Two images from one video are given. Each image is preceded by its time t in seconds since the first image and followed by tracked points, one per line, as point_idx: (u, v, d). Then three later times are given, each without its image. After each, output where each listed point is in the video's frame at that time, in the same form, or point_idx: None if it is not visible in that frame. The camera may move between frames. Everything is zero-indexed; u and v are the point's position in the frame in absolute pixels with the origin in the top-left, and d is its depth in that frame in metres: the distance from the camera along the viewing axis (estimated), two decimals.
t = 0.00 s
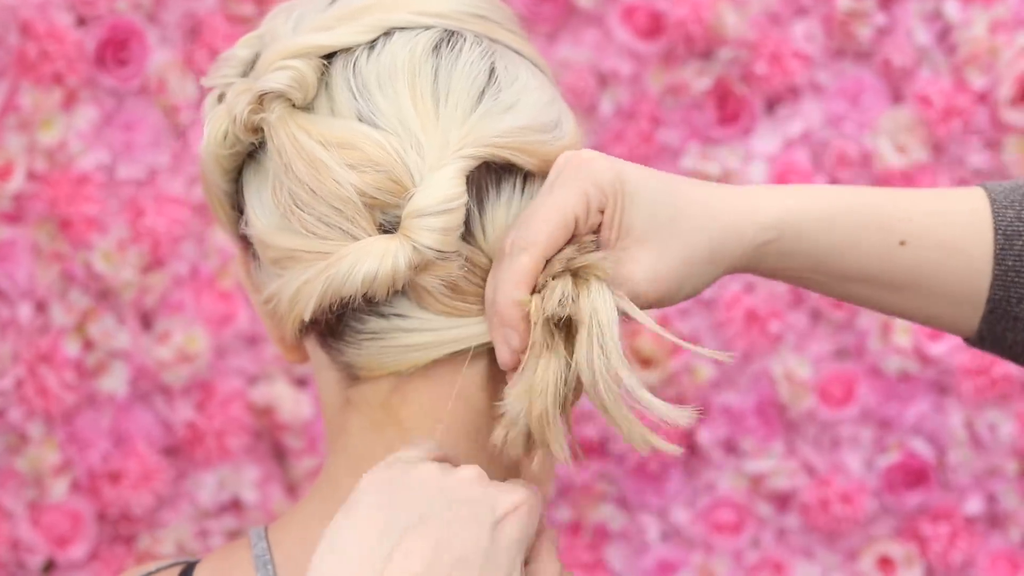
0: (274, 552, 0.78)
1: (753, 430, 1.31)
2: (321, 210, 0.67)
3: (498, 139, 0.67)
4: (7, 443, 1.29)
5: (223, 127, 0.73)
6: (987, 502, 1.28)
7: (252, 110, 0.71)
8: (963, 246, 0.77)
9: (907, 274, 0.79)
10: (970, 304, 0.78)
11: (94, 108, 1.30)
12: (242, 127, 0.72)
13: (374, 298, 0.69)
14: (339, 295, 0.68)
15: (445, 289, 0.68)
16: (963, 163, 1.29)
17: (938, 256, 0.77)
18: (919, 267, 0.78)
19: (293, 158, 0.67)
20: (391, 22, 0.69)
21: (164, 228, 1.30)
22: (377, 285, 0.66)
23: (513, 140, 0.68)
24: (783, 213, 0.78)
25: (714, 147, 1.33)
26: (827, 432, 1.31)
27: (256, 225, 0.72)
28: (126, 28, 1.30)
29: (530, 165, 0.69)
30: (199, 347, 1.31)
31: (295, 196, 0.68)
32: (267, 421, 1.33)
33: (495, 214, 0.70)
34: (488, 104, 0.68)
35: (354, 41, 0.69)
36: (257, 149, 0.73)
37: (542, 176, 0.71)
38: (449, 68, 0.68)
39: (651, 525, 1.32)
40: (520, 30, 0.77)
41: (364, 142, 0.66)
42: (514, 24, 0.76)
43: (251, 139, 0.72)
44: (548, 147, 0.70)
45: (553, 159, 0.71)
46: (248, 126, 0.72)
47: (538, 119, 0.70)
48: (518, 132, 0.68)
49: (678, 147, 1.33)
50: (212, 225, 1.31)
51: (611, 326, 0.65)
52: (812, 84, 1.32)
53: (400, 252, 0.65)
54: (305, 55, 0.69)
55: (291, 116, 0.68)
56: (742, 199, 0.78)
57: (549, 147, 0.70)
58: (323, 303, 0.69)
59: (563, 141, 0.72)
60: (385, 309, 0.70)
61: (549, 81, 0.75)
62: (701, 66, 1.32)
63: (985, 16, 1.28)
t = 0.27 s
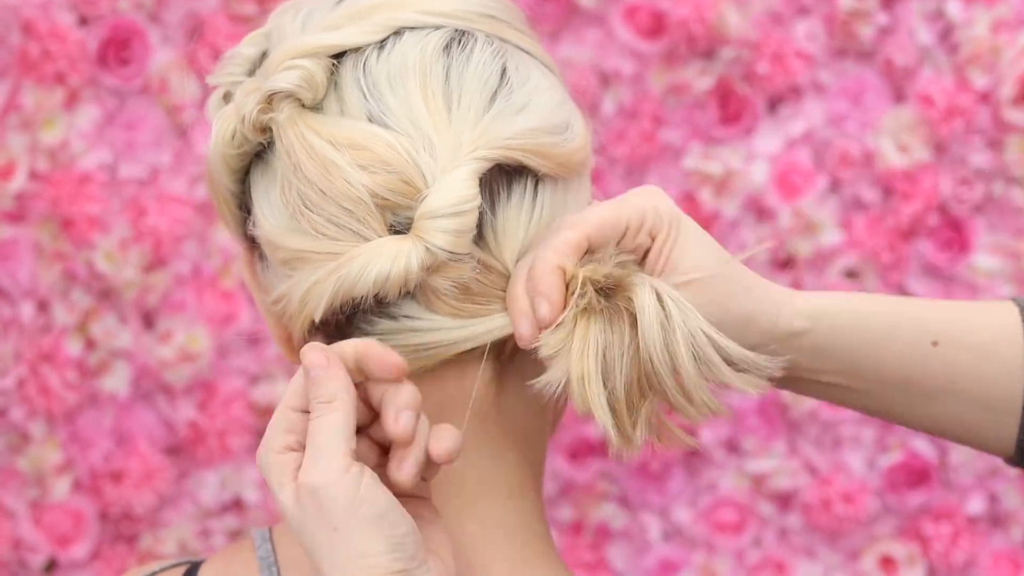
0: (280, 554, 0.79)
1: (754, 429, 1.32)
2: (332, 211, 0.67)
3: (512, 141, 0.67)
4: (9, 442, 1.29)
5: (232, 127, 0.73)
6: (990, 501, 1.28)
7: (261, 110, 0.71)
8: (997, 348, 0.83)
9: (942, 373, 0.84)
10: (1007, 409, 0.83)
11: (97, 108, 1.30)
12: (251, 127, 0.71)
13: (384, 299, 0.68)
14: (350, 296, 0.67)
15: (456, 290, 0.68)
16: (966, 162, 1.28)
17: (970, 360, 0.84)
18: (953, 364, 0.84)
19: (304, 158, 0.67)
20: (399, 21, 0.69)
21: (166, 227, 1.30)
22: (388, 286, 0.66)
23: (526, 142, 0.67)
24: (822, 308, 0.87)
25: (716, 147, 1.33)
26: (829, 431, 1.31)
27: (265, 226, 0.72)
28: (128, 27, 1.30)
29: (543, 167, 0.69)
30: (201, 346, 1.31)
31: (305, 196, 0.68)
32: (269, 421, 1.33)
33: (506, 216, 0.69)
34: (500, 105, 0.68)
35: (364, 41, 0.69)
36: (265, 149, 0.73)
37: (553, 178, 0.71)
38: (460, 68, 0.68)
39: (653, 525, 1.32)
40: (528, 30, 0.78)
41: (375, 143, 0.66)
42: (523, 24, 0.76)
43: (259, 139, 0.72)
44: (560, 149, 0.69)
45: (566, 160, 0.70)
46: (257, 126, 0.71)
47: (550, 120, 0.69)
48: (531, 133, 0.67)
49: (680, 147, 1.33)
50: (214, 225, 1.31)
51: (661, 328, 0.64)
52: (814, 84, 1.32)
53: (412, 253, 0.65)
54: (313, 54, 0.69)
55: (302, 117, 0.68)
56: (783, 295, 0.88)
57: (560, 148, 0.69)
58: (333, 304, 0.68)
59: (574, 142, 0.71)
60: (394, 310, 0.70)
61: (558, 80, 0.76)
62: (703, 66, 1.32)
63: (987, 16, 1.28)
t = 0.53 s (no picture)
0: (278, 555, 0.78)
1: (756, 429, 1.31)
2: (332, 213, 0.66)
3: (513, 141, 0.67)
4: (10, 442, 1.29)
5: (231, 128, 0.73)
6: (991, 501, 1.28)
7: (260, 111, 0.71)
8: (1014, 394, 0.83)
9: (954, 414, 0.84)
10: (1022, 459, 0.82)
11: (98, 107, 1.30)
12: (250, 129, 0.71)
13: (384, 301, 0.68)
14: (350, 298, 0.67)
15: (456, 289, 0.68)
16: (967, 162, 1.28)
17: (982, 399, 0.83)
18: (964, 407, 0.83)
19: (304, 160, 0.67)
20: (398, 21, 0.69)
21: (167, 227, 1.29)
22: (389, 287, 0.65)
23: (526, 142, 0.67)
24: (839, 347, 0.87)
25: (717, 146, 1.33)
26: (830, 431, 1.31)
27: (265, 228, 0.71)
28: (129, 27, 1.30)
29: (543, 168, 0.69)
30: (202, 346, 1.31)
31: (306, 198, 0.67)
32: (270, 421, 1.33)
33: (508, 216, 0.69)
34: (501, 106, 0.68)
35: (364, 41, 0.69)
36: (264, 150, 0.73)
37: (553, 178, 0.71)
38: (460, 69, 0.68)
39: (654, 525, 1.32)
40: (528, 31, 0.78)
41: (375, 144, 0.66)
42: (522, 23, 0.76)
43: (258, 140, 0.72)
44: (561, 150, 0.69)
45: (566, 161, 0.70)
46: (256, 128, 0.71)
47: (551, 121, 0.69)
48: (532, 134, 0.68)
49: (681, 147, 1.33)
50: (215, 225, 1.31)
51: (671, 349, 0.65)
52: (816, 84, 1.32)
53: (413, 253, 0.64)
54: (312, 54, 0.69)
55: (301, 118, 0.68)
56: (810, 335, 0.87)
57: (561, 148, 0.69)
58: (334, 306, 0.68)
59: (575, 143, 0.71)
60: (393, 312, 0.70)
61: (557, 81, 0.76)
62: (704, 66, 1.32)
63: (988, 15, 1.28)
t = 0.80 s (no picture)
0: (280, 556, 0.78)
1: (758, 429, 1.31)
2: (337, 213, 0.67)
3: (520, 144, 0.66)
4: (13, 442, 1.29)
5: (236, 127, 0.73)
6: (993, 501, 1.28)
7: (266, 110, 0.71)
8: None
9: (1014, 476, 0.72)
10: None
11: (100, 107, 1.30)
12: (256, 128, 0.71)
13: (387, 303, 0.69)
14: (353, 299, 0.67)
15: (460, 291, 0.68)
16: (969, 162, 1.28)
17: None
18: None
19: (309, 160, 0.67)
20: (405, 20, 0.69)
21: (169, 227, 1.29)
22: (392, 289, 0.66)
23: (533, 145, 0.67)
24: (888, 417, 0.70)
25: (718, 146, 1.33)
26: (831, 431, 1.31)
27: (269, 227, 0.71)
28: (132, 27, 1.30)
29: (551, 172, 0.68)
30: (203, 346, 1.31)
31: (310, 198, 0.67)
32: (272, 421, 1.33)
33: (513, 218, 0.69)
34: (508, 108, 0.68)
35: (371, 40, 0.69)
36: (269, 149, 0.73)
37: (560, 181, 0.70)
38: (468, 70, 0.68)
39: (656, 525, 1.32)
40: (538, 31, 0.77)
41: (381, 145, 0.65)
42: (532, 23, 0.76)
43: (264, 139, 0.72)
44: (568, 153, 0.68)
45: (573, 164, 0.69)
46: (262, 127, 0.71)
47: (559, 123, 0.69)
48: (539, 137, 0.67)
49: (683, 147, 1.33)
50: (218, 224, 1.31)
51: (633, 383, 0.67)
52: (817, 84, 1.32)
53: (417, 255, 0.65)
54: (318, 53, 0.69)
55: (307, 117, 0.68)
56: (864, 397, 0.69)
57: (569, 151, 0.69)
58: (337, 307, 0.68)
59: (582, 145, 0.71)
60: (396, 314, 0.70)
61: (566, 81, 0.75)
62: (706, 66, 1.32)
63: (990, 16, 1.28)
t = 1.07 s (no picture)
0: (277, 557, 0.78)
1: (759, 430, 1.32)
2: (323, 213, 0.67)
3: (511, 152, 0.66)
4: (14, 442, 1.29)
5: (232, 123, 0.74)
6: (994, 502, 1.28)
7: (261, 107, 0.72)
8: None
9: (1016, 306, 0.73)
10: None
11: (101, 108, 1.30)
12: (251, 124, 0.72)
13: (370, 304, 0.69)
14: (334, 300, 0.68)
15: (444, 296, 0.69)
16: (970, 163, 1.29)
17: None
18: None
19: (299, 158, 0.67)
20: (408, 22, 0.69)
21: (170, 227, 1.30)
22: (372, 291, 0.66)
23: (524, 152, 0.66)
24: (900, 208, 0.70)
25: (720, 147, 1.33)
26: (833, 432, 1.31)
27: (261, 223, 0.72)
28: (133, 28, 1.30)
29: (544, 179, 0.68)
30: (205, 347, 1.31)
31: (297, 197, 0.68)
32: (273, 421, 1.33)
33: (504, 225, 0.69)
34: (502, 114, 0.67)
35: (370, 42, 0.69)
36: (264, 146, 0.74)
37: (558, 189, 0.69)
38: (464, 74, 0.67)
39: (657, 525, 1.32)
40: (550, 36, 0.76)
41: (370, 147, 0.66)
42: (542, 28, 0.75)
43: (259, 136, 0.73)
44: (564, 161, 0.68)
45: (571, 172, 0.69)
46: (257, 123, 0.72)
47: (555, 130, 0.68)
48: (532, 144, 0.67)
49: (685, 147, 1.33)
50: (220, 225, 1.32)
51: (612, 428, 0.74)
52: (819, 84, 1.32)
53: (397, 259, 0.65)
54: (315, 53, 0.69)
55: (300, 116, 0.68)
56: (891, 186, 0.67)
57: (565, 159, 0.68)
58: (319, 308, 0.69)
59: (582, 153, 0.70)
60: (382, 316, 0.70)
61: (574, 87, 0.74)
62: (708, 66, 1.32)
63: (992, 16, 1.28)
